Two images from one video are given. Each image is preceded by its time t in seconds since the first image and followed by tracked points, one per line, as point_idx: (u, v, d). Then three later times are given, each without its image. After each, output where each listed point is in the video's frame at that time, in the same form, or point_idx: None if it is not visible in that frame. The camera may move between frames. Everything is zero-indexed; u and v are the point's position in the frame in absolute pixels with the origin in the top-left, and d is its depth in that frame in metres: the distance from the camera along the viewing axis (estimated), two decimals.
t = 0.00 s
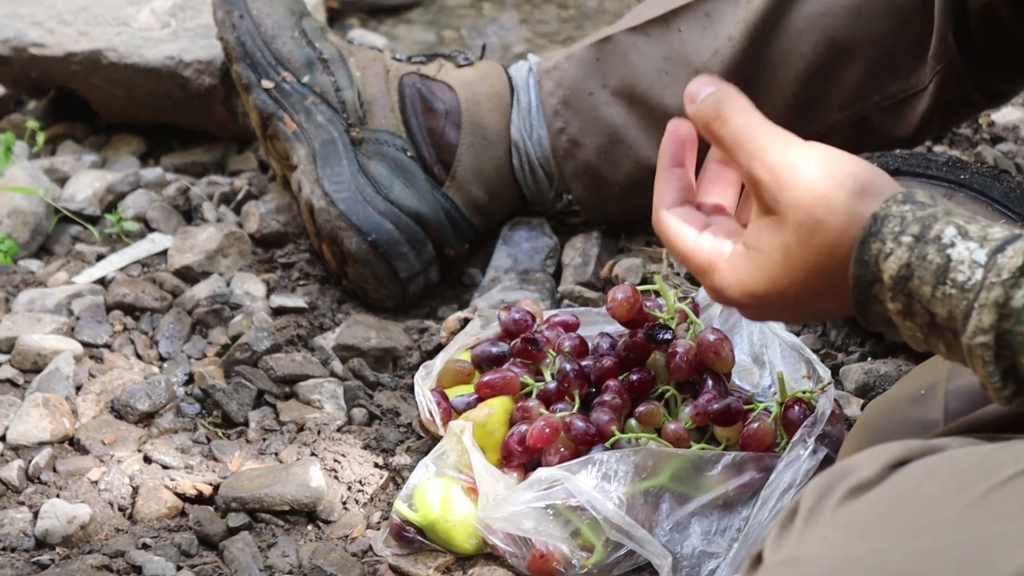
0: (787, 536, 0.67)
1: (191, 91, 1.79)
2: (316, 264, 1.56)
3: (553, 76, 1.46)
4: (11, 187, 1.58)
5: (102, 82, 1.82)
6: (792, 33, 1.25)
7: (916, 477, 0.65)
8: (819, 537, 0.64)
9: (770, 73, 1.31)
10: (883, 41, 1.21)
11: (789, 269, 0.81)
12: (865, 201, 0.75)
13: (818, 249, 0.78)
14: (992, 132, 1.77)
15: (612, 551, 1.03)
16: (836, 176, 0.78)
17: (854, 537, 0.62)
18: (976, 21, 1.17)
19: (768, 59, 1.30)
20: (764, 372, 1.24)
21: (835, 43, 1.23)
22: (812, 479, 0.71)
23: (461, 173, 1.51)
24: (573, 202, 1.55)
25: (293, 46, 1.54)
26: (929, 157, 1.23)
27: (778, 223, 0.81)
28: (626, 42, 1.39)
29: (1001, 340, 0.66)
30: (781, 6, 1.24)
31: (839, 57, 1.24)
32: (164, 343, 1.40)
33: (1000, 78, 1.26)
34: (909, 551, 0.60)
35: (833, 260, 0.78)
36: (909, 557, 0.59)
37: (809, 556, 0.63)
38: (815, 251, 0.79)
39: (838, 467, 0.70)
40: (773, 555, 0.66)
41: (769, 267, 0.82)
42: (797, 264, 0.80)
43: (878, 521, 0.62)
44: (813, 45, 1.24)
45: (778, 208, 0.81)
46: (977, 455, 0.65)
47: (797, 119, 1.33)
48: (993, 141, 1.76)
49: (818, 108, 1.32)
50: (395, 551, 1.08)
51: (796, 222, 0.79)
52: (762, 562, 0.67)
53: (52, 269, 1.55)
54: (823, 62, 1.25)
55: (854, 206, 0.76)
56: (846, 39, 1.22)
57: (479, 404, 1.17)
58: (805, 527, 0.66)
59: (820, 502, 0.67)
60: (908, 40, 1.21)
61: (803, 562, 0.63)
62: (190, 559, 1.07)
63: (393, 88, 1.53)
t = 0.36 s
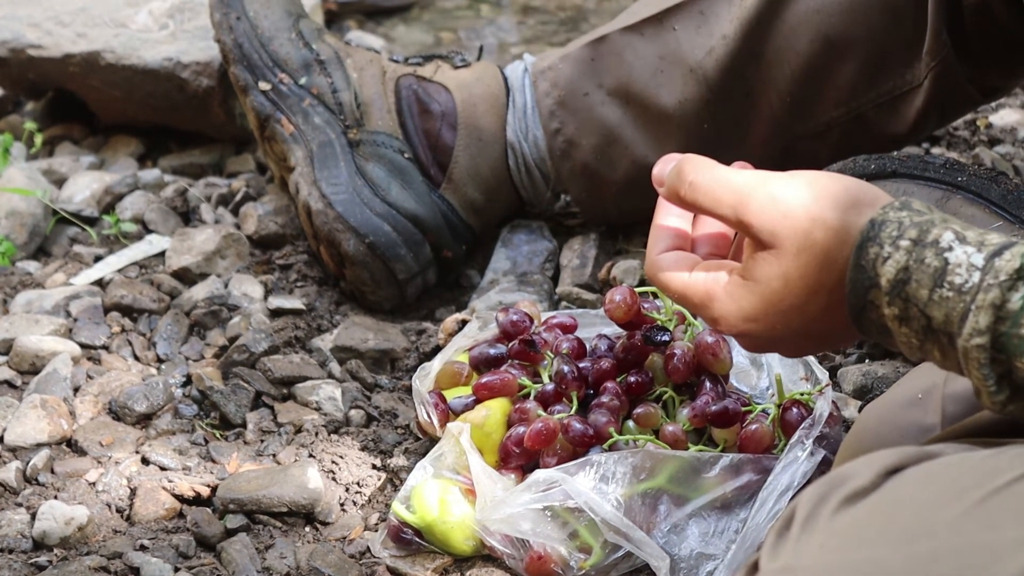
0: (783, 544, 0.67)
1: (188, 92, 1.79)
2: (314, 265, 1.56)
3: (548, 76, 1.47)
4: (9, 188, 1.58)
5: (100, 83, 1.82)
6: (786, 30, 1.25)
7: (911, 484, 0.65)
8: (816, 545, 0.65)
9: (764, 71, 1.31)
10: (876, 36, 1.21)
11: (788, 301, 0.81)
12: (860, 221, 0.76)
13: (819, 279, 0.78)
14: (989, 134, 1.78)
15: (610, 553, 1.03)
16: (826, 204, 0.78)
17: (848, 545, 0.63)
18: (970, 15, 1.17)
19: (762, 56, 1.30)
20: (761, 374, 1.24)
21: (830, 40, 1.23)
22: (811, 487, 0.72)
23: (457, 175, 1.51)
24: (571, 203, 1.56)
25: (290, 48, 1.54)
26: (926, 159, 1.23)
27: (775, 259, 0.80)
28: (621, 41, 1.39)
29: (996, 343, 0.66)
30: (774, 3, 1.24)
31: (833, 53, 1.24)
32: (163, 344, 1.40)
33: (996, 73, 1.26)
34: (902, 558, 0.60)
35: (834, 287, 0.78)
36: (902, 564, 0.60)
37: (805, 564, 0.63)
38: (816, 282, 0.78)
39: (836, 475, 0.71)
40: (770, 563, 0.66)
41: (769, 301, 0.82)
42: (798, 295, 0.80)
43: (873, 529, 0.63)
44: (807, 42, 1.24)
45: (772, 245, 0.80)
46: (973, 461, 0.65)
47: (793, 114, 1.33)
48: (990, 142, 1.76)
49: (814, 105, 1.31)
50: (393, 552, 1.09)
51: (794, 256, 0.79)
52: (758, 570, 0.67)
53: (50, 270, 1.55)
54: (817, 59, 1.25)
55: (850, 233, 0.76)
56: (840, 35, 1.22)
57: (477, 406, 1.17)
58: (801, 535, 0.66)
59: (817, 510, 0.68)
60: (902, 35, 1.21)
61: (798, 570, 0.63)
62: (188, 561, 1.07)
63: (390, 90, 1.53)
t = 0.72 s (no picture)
0: (782, 546, 0.67)
1: (189, 92, 1.79)
2: (314, 265, 1.56)
3: (545, 76, 1.46)
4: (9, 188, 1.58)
5: (100, 83, 1.82)
6: (782, 28, 1.25)
7: (912, 486, 0.64)
8: (815, 548, 0.64)
9: (761, 68, 1.31)
10: (873, 32, 1.21)
11: (789, 295, 0.80)
12: (864, 217, 0.75)
13: (821, 274, 0.77)
14: (989, 134, 1.78)
15: (610, 553, 1.03)
16: (828, 200, 0.77)
17: (847, 549, 0.63)
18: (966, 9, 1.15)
19: (759, 54, 1.29)
20: (761, 374, 1.24)
21: (827, 35, 1.23)
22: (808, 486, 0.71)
23: (456, 175, 1.50)
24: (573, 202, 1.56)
25: (289, 48, 1.54)
26: (926, 159, 1.23)
27: (776, 256, 0.79)
28: (619, 40, 1.38)
29: (998, 338, 0.67)
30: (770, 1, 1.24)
31: (830, 51, 1.24)
32: (163, 344, 1.40)
33: (995, 66, 1.23)
34: (902, 563, 0.60)
35: (835, 282, 0.78)
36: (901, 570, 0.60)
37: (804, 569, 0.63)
38: (818, 277, 0.78)
39: (833, 476, 0.70)
40: (769, 565, 0.67)
41: (769, 295, 0.81)
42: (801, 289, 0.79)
43: (873, 532, 0.63)
44: (804, 39, 1.24)
45: (773, 241, 0.79)
46: (972, 461, 0.65)
47: (791, 111, 1.33)
48: (990, 142, 1.76)
49: (812, 102, 1.31)
50: (393, 552, 1.09)
51: (796, 253, 0.78)
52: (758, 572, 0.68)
53: (50, 270, 1.55)
54: (814, 55, 1.25)
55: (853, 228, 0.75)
56: (836, 32, 1.22)
57: (477, 406, 1.17)
58: (800, 538, 0.66)
59: (815, 512, 0.68)
60: (898, 30, 1.20)
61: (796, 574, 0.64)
62: (188, 561, 1.07)
63: (388, 90, 1.53)
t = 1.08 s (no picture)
0: (785, 543, 0.67)
1: (188, 92, 1.79)
2: (314, 265, 1.56)
3: (538, 76, 1.44)
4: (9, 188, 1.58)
5: (99, 83, 1.82)
6: (770, 26, 1.22)
7: (916, 482, 0.65)
8: (818, 543, 0.64)
9: (751, 66, 1.27)
10: (864, 27, 1.18)
11: (798, 293, 0.80)
12: (872, 213, 0.75)
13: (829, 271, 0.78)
14: (989, 134, 1.78)
15: (610, 553, 1.03)
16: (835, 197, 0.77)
17: (850, 545, 0.63)
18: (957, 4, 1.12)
19: (748, 51, 1.26)
20: (761, 374, 1.24)
21: (816, 31, 1.19)
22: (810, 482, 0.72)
23: (452, 175, 1.51)
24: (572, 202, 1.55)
25: (286, 48, 1.54)
26: (926, 159, 1.24)
27: (784, 255, 0.79)
28: (608, 39, 1.37)
29: (1007, 334, 0.66)
30: None
31: (821, 47, 1.21)
32: (163, 344, 1.40)
33: (988, 58, 1.19)
34: (905, 560, 0.60)
35: (843, 277, 0.78)
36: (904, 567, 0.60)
37: (809, 564, 0.63)
38: (825, 274, 0.78)
39: (836, 472, 0.70)
40: (772, 561, 0.67)
41: (778, 293, 0.81)
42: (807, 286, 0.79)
43: (877, 528, 0.63)
44: (793, 36, 1.21)
45: (780, 241, 0.79)
46: (974, 459, 0.65)
47: (784, 108, 1.30)
48: (990, 142, 1.76)
49: (805, 98, 1.28)
50: (392, 552, 1.09)
51: (804, 252, 0.78)
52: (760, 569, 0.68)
53: (50, 270, 1.55)
54: (804, 52, 1.22)
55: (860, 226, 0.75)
56: (826, 28, 1.19)
57: (477, 406, 1.17)
58: (804, 534, 0.66)
59: (818, 508, 0.68)
60: (888, 24, 1.17)
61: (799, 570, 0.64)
62: (188, 561, 1.07)
63: (384, 90, 1.53)
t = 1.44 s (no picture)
0: (793, 534, 0.69)
1: (188, 92, 1.79)
2: (314, 265, 1.56)
3: (534, 79, 1.43)
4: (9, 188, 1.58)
5: (99, 83, 1.82)
6: (767, 32, 1.21)
7: (924, 475, 0.65)
8: (825, 537, 0.66)
9: (749, 71, 1.27)
10: (861, 36, 1.17)
11: (797, 309, 0.79)
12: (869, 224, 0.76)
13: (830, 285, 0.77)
14: (989, 133, 1.78)
15: (610, 553, 1.03)
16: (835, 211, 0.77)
17: (854, 537, 0.64)
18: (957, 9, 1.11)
19: (745, 57, 1.26)
20: (761, 374, 1.24)
21: (812, 40, 1.19)
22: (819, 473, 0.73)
23: (451, 175, 1.51)
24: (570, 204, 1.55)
25: (285, 48, 1.54)
26: (927, 158, 1.24)
27: (782, 269, 0.79)
28: (605, 43, 1.36)
29: (1010, 343, 0.67)
30: (755, 4, 1.20)
31: (817, 54, 1.21)
32: (163, 344, 1.40)
33: (987, 61, 1.20)
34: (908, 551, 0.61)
35: (842, 292, 0.77)
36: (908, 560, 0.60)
37: (815, 559, 0.65)
38: (824, 289, 0.77)
39: (845, 464, 0.72)
40: (780, 553, 0.68)
41: (776, 309, 0.80)
42: (809, 302, 0.78)
43: (882, 522, 0.64)
44: (789, 44, 1.21)
45: (778, 254, 0.78)
46: (985, 453, 0.64)
47: (781, 113, 1.29)
48: (990, 142, 1.76)
49: (802, 104, 1.28)
50: (392, 552, 1.09)
51: (803, 265, 0.77)
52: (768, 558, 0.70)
53: (50, 270, 1.56)
54: (801, 59, 1.22)
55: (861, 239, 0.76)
56: (822, 36, 1.19)
57: (477, 406, 1.17)
58: (811, 526, 0.68)
59: (826, 500, 0.69)
60: (887, 32, 1.16)
61: (806, 560, 0.66)
62: (189, 561, 1.07)
63: (383, 90, 1.53)
